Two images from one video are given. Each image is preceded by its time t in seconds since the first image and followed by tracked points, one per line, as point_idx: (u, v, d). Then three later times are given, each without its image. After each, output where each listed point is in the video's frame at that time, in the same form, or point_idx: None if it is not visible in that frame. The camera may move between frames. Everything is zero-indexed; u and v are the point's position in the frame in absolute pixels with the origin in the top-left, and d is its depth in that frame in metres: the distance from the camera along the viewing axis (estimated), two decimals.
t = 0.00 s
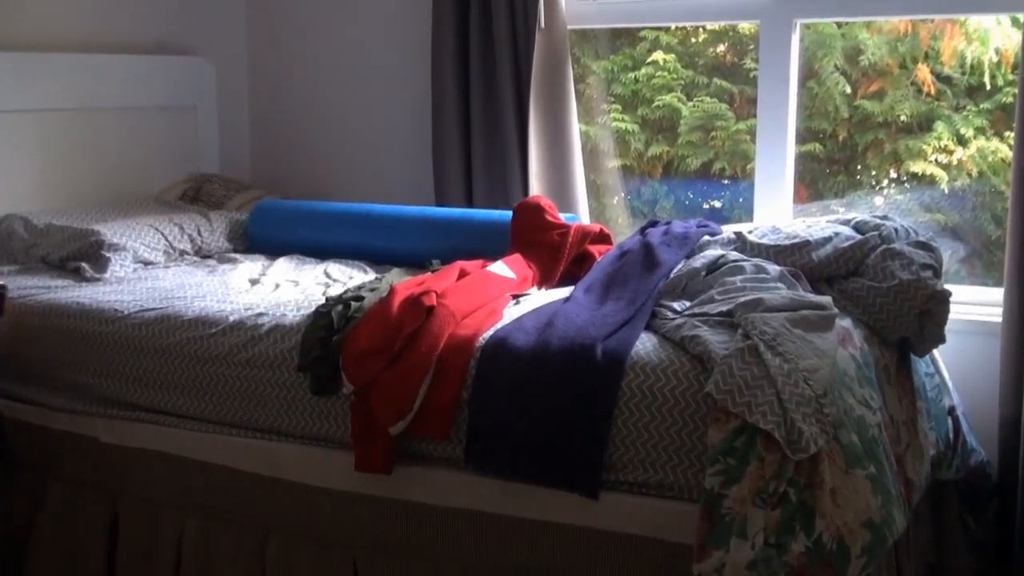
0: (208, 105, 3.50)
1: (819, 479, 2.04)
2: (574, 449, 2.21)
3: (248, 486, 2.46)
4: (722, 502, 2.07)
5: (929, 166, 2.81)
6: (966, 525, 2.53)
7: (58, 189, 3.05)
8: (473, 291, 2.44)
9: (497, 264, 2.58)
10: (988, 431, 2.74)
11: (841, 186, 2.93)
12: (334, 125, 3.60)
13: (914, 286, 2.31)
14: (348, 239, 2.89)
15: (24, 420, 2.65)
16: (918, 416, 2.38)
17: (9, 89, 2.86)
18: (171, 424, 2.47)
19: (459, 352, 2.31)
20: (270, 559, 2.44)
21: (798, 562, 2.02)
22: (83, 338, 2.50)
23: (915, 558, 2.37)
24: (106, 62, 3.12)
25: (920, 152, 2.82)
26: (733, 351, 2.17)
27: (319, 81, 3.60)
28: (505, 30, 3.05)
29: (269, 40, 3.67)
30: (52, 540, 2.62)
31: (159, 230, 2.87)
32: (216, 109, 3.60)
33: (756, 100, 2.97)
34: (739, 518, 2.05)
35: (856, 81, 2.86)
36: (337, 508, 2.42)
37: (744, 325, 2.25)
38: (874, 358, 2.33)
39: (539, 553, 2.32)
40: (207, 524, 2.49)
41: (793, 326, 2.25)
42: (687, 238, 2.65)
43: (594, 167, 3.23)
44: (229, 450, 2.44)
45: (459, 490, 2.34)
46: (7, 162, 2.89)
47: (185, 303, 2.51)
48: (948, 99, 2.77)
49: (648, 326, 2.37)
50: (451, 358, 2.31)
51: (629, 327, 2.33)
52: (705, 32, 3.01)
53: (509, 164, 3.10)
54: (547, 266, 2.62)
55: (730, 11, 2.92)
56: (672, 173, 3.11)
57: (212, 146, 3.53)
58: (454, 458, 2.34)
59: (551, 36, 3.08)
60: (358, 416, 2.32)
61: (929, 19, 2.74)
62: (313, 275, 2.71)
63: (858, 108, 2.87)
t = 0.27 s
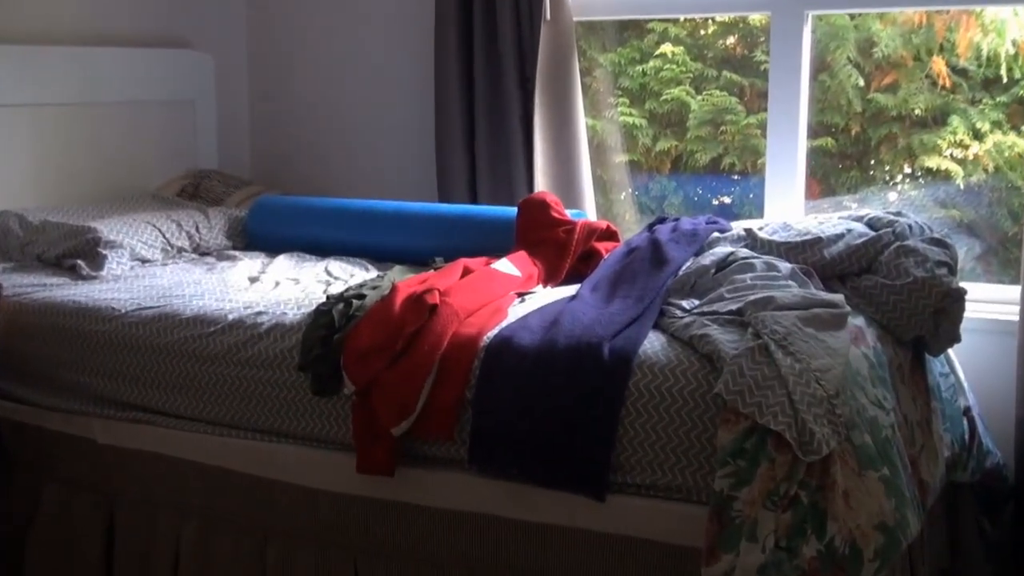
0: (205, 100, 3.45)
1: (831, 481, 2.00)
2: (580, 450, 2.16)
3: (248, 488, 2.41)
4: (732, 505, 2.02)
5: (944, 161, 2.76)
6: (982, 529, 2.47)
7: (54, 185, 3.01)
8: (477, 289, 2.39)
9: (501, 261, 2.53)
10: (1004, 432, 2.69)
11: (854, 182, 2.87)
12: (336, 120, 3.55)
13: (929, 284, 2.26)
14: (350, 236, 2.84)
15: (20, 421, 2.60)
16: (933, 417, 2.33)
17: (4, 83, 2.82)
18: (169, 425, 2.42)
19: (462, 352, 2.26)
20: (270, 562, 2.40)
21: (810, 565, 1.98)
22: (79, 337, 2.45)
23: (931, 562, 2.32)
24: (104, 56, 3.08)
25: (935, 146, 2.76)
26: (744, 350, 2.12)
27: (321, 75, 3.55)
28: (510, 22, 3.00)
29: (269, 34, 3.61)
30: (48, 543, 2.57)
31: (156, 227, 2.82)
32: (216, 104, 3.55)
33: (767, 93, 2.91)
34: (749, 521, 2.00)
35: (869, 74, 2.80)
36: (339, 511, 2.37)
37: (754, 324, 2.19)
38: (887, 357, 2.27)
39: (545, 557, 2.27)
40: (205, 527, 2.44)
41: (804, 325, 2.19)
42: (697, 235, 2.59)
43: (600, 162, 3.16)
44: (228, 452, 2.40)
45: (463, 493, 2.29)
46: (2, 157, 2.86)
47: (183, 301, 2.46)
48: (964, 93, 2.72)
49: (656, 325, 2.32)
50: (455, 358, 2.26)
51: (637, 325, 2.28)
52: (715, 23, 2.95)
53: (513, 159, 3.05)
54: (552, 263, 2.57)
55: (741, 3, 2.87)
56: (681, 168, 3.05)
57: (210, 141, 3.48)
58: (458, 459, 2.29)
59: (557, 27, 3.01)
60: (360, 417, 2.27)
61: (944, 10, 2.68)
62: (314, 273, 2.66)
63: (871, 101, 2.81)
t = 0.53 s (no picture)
0: (203, 101, 3.40)
1: (843, 491, 1.94)
2: (586, 459, 2.10)
3: (246, 497, 2.36)
4: (742, 516, 1.96)
5: (959, 163, 2.70)
6: (999, 540, 2.42)
7: (50, 188, 2.96)
8: (480, 295, 2.33)
9: (505, 266, 2.47)
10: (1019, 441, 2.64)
11: (866, 184, 2.81)
12: (337, 121, 3.50)
13: (943, 290, 2.20)
14: (352, 240, 2.79)
15: (14, 428, 2.56)
16: (948, 425, 2.27)
17: None
18: (167, 433, 2.38)
19: (465, 359, 2.21)
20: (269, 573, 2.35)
21: None
22: (74, 344, 2.41)
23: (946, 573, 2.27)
24: (103, 56, 3.04)
25: (949, 148, 2.71)
26: (754, 357, 2.06)
27: (322, 76, 3.50)
28: (514, 23, 2.95)
29: (269, 34, 3.56)
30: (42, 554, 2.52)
31: (153, 231, 2.77)
32: (217, 106, 3.50)
33: (777, 94, 2.86)
34: (759, 532, 1.94)
35: (881, 74, 2.75)
36: (339, 521, 2.31)
37: (764, 330, 2.14)
38: (900, 364, 2.22)
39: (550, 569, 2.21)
40: (202, 537, 2.39)
41: (815, 332, 2.14)
42: (705, 239, 2.53)
43: (607, 165, 3.11)
44: (227, 460, 2.36)
45: (466, 503, 2.24)
46: None
47: (180, 307, 2.41)
48: (979, 93, 2.67)
49: (664, 331, 2.27)
50: (458, 364, 2.21)
51: (644, 332, 2.22)
52: (724, 23, 2.90)
53: (517, 161, 3.00)
54: (558, 268, 2.51)
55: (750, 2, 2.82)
56: (689, 171, 3.00)
57: (208, 143, 3.43)
58: (461, 469, 2.24)
59: (562, 28, 2.97)
60: (361, 426, 2.23)
61: (958, 8, 2.64)
62: (314, 278, 2.61)
63: (884, 102, 2.76)
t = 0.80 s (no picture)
0: (200, 106, 3.36)
1: (855, 504, 1.89)
2: (592, 472, 2.05)
3: (242, 509, 2.31)
4: (751, 529, 1.91)
5: (973, 168, 2.66)
6: (1014, 553, 2.37)
7: (44, 193, 2.92)
8: (483, 303, 2.28)
9: (509, 274, 2.42)
10: None
11: (878, 190, 2.76)
12: (338, 126, 3.44)
13: (957, 297, 2.15)
14: (351, 247, 2.73)
15: (7, 439, 2.51)
16: (961, 437, 2.22)
17: None
18: (163, 445, 2.33)
19: (468, 369, 2.16)
20: None
21: None
22: (68, 354, 2.36)
23: None
24: (98, 60, 2.99)
25: (963, 153, 2.66)
26: (763, 367, 2.01)
27: (323, 80, 3.45)
28: (517, 25, 2.90)
29: (268, 38, 3.51)
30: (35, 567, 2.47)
31: (149, 238, 2.72)
32: (215, 110, 3.46)
33: (787, 98, 2.81)
34: (769, 546, 1.90)
35: (893, 77, 2.70)
36: (337, 534, 2.26)
37: (774, 339, 2.08)
38: (913, 374, 2.16)
39: None
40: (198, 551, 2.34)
41: (826, 341, 2.08)
42: (713, 246, 2.47)
43: (612, 170, 3.05)
44: (224, 473, 2.31)
45: (469, 516, 2.19)
46: None
47: (176, 315, 2.36)
48: (993, 97, 2.63)
49: (671, 340, 2.21)
50: (461, 374, 2.16)
51: (650, 341, 2.17)
52: (732, 25, 2.85)
53: (521, 167, 2.95)
54: (562, 275, 2.46)
55: (759, 3, 2.77)
56: (696, 176, 2.95)
57: (204, 149, 3.39)
58: (464, 481, 2.19)
59: (567, 30, 2.93)
60: (361, 437, 2.18)
61: (972, 11, 2.59)
62: (313, 286, 2.55)
63: (896, 106, 2.71)
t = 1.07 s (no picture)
0: (197, 108, 3.31)
1: (866, 515, 1.85)
2: (597, 483, 2.00)
3: (239, 520, 2.26)
4: (759, 541, 1.86)
5: (986, 172, 2.61)
6: None
7: (37, 197, 2.87)
8: (485, 309, 2.23)
9: (511, 280, 2.37)
10: None
11: (889, 195, 2.71)
12: (338, 129, 3.40)
13: (969, 304, 2.10)
14: (350, 253, 2.68)
15: None
16: (976, 447, 2.17)
17: None
18: (157, 455, 2.28)
19: (469, 378, 2.11)
20: None
21: None
22: (61, 361, 2.31)
23: None
24: (93, 61, 2.95)
25: (976, 157, 2.61)
26: (772, 376, 1.96)
27: (323, 82, 3.40)
28: (519, 26, 2.85)
29: (267, 39, 3.46)
30: None
31: (143, 243, 2.67)
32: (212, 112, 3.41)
33: (796, 100, 2.76)
34: (778, 559, 1.85)
35: (905, 79, 2.65)
36: (337, 545, 2.21)
37: (783, 347, 2.03)
38: (926, 382, 2.11)
39: None
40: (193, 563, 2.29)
41: (837, 348, 2.03)
42: (721, 252, 2.42)
43: (617, 174, 3.01)
44: (219, 484, 2.25)
45: (471, 527, 2.13)
46: None
47: (171, 322, 2.32)
48: (1007, 99, 2.57)
49: (678, 348, 2.16)
50: (462, 382, 2.11)
51: (656, 349, 2.12)
52: (739, 25, 2.80)
53: (524, 170, 2.90)
54: (566, 281, 2.41)
55: (768, 3, 2.72)
56: (703, 180, 2.90)
57: (201, 152, 3.34)
58: (465, 492, 2.13)
59: (570, 33, 2.87)
60: (360, 447, 2.13)
61: (985, 11, 2.54)
62: (312, 292, 2.50)
63: (908, 108, 2.66)
